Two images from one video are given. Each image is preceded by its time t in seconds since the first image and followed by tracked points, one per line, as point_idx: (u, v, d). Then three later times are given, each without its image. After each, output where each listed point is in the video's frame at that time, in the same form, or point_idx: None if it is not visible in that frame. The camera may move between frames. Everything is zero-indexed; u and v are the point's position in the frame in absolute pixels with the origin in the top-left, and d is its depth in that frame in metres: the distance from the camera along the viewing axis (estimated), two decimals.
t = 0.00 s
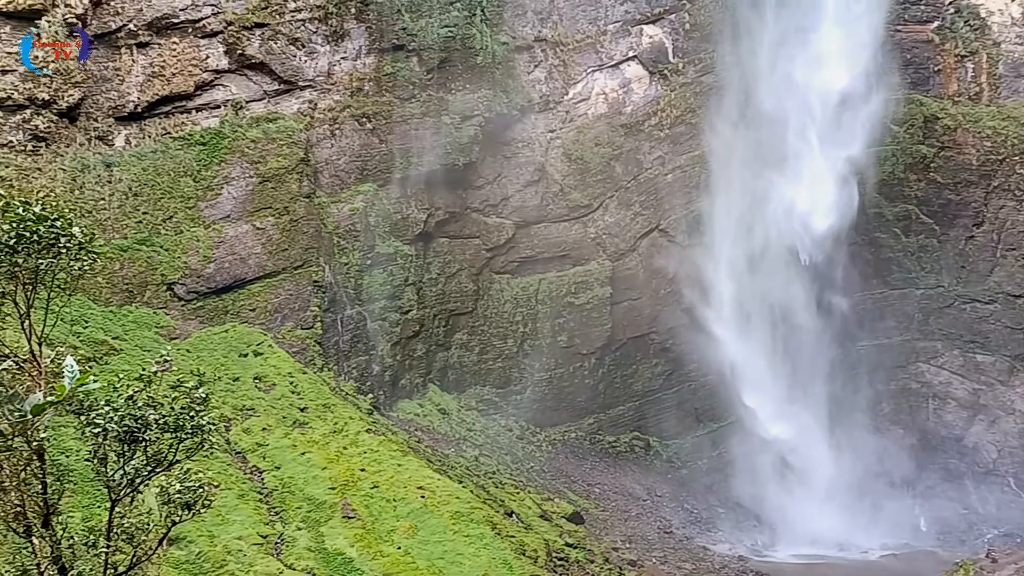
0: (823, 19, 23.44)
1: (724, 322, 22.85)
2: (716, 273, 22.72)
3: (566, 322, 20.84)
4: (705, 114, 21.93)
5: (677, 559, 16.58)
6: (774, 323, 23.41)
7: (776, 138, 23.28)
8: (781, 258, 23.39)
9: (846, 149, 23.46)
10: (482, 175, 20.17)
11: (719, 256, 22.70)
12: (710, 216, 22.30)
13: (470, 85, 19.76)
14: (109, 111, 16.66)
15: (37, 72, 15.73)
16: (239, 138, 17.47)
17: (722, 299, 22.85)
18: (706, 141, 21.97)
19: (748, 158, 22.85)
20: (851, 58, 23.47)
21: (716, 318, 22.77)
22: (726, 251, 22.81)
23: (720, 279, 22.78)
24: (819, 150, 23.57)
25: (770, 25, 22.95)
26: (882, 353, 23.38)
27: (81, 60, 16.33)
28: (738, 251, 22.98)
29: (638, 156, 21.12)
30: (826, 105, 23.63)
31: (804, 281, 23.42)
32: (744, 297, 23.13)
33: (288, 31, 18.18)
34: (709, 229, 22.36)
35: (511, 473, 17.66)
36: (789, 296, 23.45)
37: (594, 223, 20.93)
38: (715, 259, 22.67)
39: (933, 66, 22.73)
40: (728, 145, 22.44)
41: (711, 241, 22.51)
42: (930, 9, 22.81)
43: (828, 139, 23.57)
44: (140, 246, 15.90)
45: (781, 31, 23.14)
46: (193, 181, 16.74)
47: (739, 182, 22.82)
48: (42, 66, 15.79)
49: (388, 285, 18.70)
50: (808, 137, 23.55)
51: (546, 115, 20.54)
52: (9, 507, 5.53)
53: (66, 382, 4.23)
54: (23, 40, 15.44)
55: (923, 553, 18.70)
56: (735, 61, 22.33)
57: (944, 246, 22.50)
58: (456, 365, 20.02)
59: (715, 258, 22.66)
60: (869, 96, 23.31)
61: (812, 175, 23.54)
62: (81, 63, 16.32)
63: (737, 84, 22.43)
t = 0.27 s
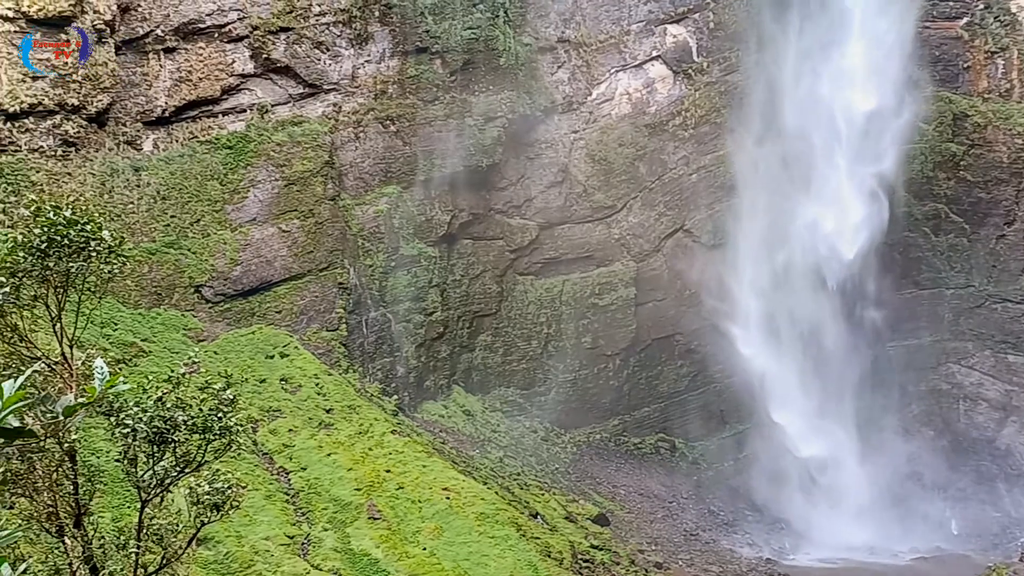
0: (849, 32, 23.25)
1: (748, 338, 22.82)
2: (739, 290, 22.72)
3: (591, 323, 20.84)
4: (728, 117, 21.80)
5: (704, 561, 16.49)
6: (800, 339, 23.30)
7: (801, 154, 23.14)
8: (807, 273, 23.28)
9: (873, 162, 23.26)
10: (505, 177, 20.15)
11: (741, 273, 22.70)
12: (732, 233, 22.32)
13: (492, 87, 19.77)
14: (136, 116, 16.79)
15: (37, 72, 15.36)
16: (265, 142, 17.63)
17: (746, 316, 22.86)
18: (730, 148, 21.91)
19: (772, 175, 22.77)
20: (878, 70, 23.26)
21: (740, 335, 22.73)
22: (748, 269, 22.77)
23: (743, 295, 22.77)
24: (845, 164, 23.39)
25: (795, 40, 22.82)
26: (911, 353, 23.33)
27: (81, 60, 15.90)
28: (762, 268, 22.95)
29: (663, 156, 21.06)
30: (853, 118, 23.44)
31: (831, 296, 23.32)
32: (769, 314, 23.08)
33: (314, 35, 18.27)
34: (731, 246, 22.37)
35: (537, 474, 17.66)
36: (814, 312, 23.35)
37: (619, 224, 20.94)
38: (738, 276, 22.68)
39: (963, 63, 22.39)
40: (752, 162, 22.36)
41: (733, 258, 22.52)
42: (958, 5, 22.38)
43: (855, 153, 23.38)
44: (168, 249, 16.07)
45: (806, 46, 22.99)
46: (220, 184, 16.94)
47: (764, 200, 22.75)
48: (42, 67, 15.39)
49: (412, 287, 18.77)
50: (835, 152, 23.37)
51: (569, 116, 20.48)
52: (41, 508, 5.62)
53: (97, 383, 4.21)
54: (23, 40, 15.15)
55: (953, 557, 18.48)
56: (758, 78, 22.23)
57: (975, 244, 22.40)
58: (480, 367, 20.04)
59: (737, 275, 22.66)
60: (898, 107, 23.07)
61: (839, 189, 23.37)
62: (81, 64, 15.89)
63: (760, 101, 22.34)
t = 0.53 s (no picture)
0: (876, 49, 23.19)
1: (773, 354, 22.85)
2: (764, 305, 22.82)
3: (616, 322, 20.88)
4: (753, 115, 21.69)
5: (732, 561, 16.33)
6: (827, 351, 23.19)
7: (827, 171, 23.18)
8: (832, 290, 23.29)
9: (901, 179, 23.16)
10: (530, 176, 20.12)
11: (766, 288, 22.80)
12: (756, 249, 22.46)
13: (516, 86, 19.72)
14: (165, 118, 17.05)
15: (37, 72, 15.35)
16: (291, 143, 17.74)
17: (771, 331, 22.93)
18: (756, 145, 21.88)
19: (797, 188, 22.81)
20: (906, 87, 23.15)
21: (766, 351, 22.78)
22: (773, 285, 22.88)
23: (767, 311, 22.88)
24: (872, 180, 23.33)
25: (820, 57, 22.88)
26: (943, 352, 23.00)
27: (81, 60, 15.89)
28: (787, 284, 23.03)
29: (688, 154, 20.98)
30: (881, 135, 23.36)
31: (857, 311, 23.23)
32: (795, 330, 23.10)
33: (338, 36, 18.40)
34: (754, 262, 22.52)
35: (562, 474, 17.64)
36: (842, 329, 23.26)
37: (644, 222, 20.95)
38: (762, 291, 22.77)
39: (993, 57, 21.99)
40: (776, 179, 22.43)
41: (757, 275, 22.64)
42: None
43: (883, 170, 23.29)
44: (197, 250, 16.26)
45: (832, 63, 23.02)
46: (247, 185, 17.08)
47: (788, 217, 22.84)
48: (41, 67, 15.40)
49: (437, 286, 18.84)
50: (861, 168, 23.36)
51: (593, 115, 20.41)
52: (74, 505, 5.71)
53: (128, 382, 4.22)
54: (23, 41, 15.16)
55: (986, 559, 18.21)
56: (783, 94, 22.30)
57: (1007, 242, 22.02)
58: (505, 366, 20.05)
59: (762, 290, 22.76)
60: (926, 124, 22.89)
61: (865, 206, 23.32)
62: (81, 63, 15.88)
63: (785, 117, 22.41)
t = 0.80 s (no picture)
0: (908, 57, 22.97)
1: (802, 371, 22.55)
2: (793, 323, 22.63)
3: (641, 322, 20.91)
4: (780, 114, 21.51)
5: (760, 564, 16.10)
6: (857, 361, 22.84)
7: (856, 189, 22.95)
8: (862, 309, 22.96)
9: (932, 192, 22.90)
10: (554, 176, 20.13)
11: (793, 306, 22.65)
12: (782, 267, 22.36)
13: (540, 87, 19.72)
14: (193, 122, 17.31)
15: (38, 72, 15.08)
16: (316, 146, 17.85)
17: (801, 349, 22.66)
18: (783, 144, 21.68)
19: (826, 196, 22.58)
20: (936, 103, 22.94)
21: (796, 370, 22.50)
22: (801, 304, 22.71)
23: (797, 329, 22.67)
24: (903, 194, 23.05)
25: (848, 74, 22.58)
26: (975, 353, 22.77)
27: (81, 61, 15.64)
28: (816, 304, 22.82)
29: (714, 153, 20.91)
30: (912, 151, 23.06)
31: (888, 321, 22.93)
32: (825, 349, 22.81)
33: (363, 39, 18.55)
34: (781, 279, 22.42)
35: (588, 475, 17.62)
36: (872, 339, 22.93)
37: (669, 222, 21.00)
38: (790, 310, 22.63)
39: None
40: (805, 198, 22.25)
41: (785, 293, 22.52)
42: None
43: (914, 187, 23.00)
44: (224, 252, 16.28)
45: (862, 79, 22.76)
46: (273, 188, 17.21)
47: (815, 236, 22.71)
48: (41, 66, 15.12)
49: (462, 287, 18.89)
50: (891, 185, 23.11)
51: (617, 115, 20.35)
52: (106, 505, 5.78)
53: (157, 383, 4.25)
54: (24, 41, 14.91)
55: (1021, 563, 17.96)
56: (810, 113, 22.04)
57: None
58: (530, 367, 20.05)
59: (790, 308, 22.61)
60: (956, 137, 22.78)
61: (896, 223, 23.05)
62: (81, 63, 15.63)
63: (813, 136, 22.18)
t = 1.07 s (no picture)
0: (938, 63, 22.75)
1: (830, 383, 22.45)
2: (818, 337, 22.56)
3: (666, 322, 20.90)
4: (808, 111, 21.21)
5: (788, 565, 15.93)
6: (888, 369, 22.68)
7: (884, 202, 22.82)
8: (891, 317, 22.82)
9: (963, 200, 22.62)
10: (579, 176, 20.12)
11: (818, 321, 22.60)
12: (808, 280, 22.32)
13: (564, 86, 19.68)
14: (219, 125, 17.45)
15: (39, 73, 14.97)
16: (341, 147, 17.94)
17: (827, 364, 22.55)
18: (810, 142, 21.41)
19: (853, 205, 22.51)
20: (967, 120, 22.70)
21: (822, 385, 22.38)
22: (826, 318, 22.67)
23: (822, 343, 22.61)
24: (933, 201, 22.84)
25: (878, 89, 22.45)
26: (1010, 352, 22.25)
27: (81, 61, 15.50)
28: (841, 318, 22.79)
29: (739, 151, 20.78)
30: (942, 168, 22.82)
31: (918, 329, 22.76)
32: (851, 364, 22.70)
33: (387, 40, 18.67)
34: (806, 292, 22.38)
35: (613, 475, 17.57)
36: (903, 347, 22.76)
37: (694, 221, 20.93)
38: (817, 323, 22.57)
39: None
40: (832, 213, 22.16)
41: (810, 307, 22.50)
42: None
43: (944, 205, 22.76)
44: (251, 253, 16.44)
45: (890, 91, 22.60)
46: (299, 189, 17.32)
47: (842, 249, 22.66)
48: (43, 67, 15.00)
49: (486, 287, 18.88)
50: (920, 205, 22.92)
51: (642, 114, 20.31)
52: (135, 504, 5.85)
53: (185, 382, 4.28)
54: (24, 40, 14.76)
55: None
56: (839, 128, 21.92)
57: None
58: (555, 367, 20.02)
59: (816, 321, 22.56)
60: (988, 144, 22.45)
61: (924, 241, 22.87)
62: (81, 63, 15.49)
63: (840, 151, 22.06)
